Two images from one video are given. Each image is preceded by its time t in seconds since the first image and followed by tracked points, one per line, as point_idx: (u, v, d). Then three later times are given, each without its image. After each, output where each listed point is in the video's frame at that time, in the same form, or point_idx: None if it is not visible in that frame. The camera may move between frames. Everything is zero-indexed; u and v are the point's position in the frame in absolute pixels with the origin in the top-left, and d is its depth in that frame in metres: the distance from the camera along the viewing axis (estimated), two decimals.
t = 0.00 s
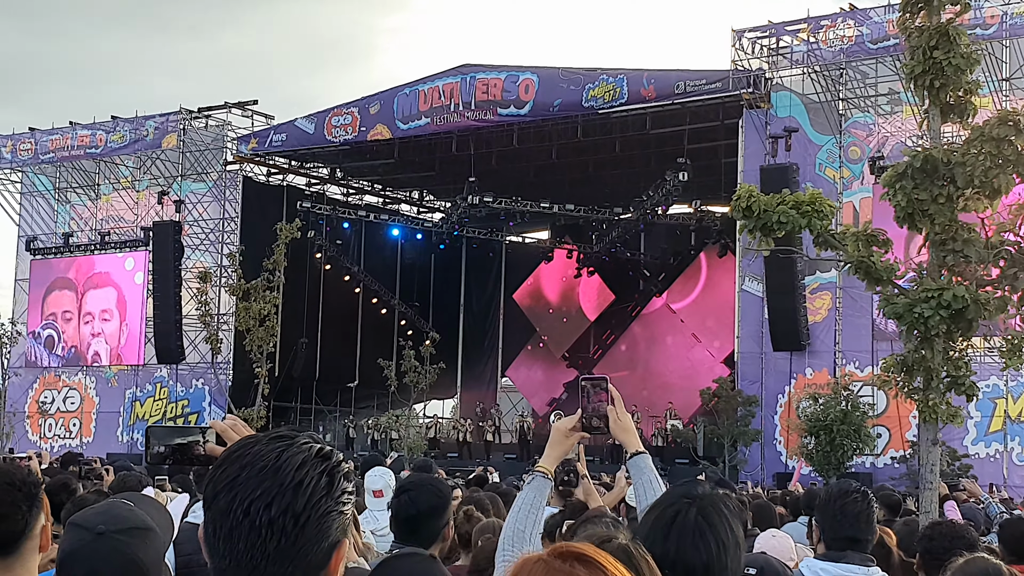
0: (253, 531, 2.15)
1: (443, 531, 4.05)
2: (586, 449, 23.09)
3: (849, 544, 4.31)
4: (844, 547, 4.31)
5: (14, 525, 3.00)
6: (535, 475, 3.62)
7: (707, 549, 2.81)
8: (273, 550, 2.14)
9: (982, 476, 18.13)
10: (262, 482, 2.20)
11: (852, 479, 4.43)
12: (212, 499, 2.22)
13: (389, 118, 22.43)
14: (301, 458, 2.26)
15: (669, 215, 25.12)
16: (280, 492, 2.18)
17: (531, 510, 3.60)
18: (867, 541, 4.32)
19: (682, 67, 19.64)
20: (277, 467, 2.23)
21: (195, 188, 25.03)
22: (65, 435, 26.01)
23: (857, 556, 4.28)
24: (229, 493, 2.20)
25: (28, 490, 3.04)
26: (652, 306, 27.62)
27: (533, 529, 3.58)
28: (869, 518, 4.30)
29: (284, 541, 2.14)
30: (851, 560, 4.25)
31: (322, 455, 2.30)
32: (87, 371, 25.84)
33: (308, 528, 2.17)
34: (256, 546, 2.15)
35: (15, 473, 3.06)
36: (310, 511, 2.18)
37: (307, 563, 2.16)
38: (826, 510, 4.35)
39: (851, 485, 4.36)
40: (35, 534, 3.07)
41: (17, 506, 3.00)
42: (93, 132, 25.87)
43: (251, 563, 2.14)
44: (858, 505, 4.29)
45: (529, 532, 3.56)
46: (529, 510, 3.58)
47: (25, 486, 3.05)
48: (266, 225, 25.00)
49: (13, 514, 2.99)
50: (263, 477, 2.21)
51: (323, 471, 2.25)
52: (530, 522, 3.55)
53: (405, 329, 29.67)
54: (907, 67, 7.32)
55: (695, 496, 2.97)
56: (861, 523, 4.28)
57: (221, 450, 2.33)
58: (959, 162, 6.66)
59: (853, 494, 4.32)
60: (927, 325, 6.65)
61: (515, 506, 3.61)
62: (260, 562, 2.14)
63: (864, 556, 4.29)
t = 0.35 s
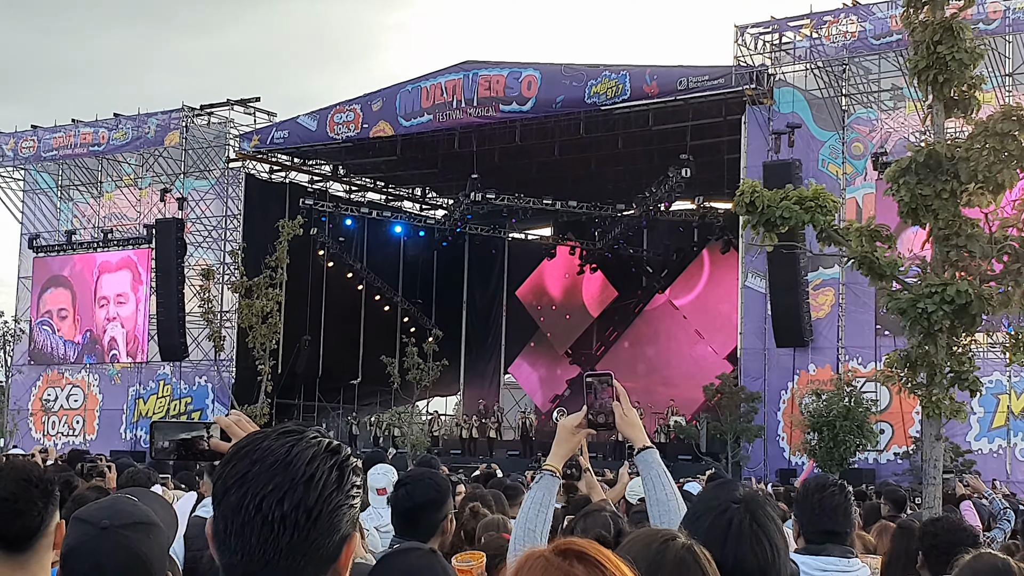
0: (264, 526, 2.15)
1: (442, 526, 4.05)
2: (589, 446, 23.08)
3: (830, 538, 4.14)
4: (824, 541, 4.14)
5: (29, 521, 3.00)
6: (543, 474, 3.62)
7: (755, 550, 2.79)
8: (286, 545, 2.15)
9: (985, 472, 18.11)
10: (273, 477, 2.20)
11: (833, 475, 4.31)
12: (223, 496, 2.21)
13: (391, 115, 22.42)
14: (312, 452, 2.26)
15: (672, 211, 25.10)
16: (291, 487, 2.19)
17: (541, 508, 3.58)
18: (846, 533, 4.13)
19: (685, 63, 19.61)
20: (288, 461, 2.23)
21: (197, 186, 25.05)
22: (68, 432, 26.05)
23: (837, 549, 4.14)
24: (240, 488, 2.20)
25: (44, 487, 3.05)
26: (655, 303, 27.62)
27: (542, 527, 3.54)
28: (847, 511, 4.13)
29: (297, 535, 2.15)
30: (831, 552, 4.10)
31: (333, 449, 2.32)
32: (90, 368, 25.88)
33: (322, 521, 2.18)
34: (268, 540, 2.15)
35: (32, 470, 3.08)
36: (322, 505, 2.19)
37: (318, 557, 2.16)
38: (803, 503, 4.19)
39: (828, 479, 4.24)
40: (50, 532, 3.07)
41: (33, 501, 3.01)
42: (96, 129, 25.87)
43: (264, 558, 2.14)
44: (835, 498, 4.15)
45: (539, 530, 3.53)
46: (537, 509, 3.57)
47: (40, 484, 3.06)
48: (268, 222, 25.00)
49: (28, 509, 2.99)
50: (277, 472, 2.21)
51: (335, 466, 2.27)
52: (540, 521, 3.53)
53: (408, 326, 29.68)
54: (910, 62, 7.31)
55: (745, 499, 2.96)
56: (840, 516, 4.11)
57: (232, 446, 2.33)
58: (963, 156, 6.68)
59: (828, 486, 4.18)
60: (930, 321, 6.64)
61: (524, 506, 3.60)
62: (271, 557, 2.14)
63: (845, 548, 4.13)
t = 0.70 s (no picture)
0: (347, 521, 2.29)
1: (438, 525, 4.05)
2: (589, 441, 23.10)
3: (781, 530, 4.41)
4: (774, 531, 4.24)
5: (35, 515, 3.03)
6: (534, 469, 3.59)
7: (770, 533, 2.85)
8: (353, 539, 2.32)
9: (984, 466, 18.15)
10: (349, 475, 2.34)
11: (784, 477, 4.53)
12: (305, 491, 2.25)
13: (390, 110, 22.40)
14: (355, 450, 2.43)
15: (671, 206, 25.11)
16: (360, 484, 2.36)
17: (534, 504, 3.56)
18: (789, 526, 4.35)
19: (684, 58, 19.61)
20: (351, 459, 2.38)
21: (196, 181, 25.08)
22: (67, 428, 26.07)
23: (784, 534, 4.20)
24: (325, 484, 2.28)
25: (50, 482, 3.08)
26: (655, 298, 27.66)
27: (536, 524, 3.53)
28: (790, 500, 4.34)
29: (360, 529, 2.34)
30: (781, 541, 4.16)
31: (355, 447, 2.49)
32: (89, 364, 25.89)
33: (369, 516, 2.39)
34: (347, 532, 2.30)
35: (39, 464, 3.11)
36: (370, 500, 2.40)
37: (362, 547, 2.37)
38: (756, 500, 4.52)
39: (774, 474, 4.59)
40: (55, 527, 3.10)
41: (40, 497, 3.04)
42: (94, 124, 25.81)
43: (342, 551, 2.28)
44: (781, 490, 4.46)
45: (534, 525, 3.52)
46: (530, 505, 3.54)
47: (47, 478, 3.09)
48: (268, 217, 25.00)
49: (35, 503, 3.02)
50: (349, 470, 2.34)
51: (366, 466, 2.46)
52: (534, 516, 3.52)
53: (408, 322, 29.69)
54: (908, 56, 7.32)
55: (745, 488, 3.02)
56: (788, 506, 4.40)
57: (279, 437, 2.32)
58: (961, 151, 6.66)
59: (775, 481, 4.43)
60: (928, 315, 6.66)
61: (518, 501, 3.57)
62: (346, 548, 2.29)
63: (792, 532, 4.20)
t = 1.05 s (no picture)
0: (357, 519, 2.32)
1: (430, 515, 4.08)
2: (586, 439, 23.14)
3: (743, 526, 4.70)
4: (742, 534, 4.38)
5: (30, 506, 3.03)
6: (518, 464, 3.51)
7: (740, 533, 2.85)
8: (363, 537, 2.35)
9: (980, 466, 18.20)
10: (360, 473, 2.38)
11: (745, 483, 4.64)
12: (315, 487, 2.28)
13: (390, 107, 22.42)
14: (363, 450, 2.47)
15: (671, 204, 25.14)
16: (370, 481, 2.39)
17: (518, 499, 3.47)
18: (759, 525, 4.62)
19: (684, 57, 19.64)
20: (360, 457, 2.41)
21: (195, 176, 25.08)
22: (65, 422, 26.07)
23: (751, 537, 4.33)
24: (335, 481, 2.31)
25: (43, 474, 3.08)
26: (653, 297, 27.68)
27: (520, 520, 3.44)
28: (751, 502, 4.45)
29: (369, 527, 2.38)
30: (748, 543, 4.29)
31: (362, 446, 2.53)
32: (87, 358, 25.90)
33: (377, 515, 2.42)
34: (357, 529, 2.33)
35: (31, 456, 3.11)
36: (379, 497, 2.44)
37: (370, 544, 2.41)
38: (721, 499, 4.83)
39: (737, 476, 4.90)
40: (49, 519, 3.10)
41: (34, 488, 3.04)
42: (93, 118, 25.79)
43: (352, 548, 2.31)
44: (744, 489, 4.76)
45: (518, 522, 3.43)
46: (513, 501, 3.45)
47: (40, 470, 3.10)
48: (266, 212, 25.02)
49: (29, 494, 3.02)
50: (360, 468, 2.38)
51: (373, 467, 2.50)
52: (519, 511, 3.42)
53: (406, 318, 29.73)
54: (908, 56, 7.34)
55: (710, 493, 2.97)
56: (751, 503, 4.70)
57: (287, 436, 2.35)
58: (960, 151, 6.70)
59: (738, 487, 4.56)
60: (926, 315, 6.70)
61: (501, 496, 3.49)
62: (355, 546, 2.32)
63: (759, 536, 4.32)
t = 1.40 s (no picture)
0: (316, 515, 2.24)
1: (435, 509, 4.08)
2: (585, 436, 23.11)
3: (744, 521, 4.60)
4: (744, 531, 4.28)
5: (14, 499, 2.98)
6: (505, 460, 3.53)
7: (737, 532, 2.84)
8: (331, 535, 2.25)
9: (980, 463, 18.20)
10: (324, 467, 2.29)
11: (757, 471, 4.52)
12: (269, 480, 2.27)
13: (390, 103, 22.39)
14: (352, 444, 2.38)
15: (671, 201, 25.12)
16: (340, 477, 2.29)
17: (504, 495, 3.52)
18: (764, 526, 4.58)
19: (684, 53, 19.60)
20: (335, 452, 2.33)
21: (195, 173, 25.07)
22: (64, 418, 26.06)
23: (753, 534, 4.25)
24: (289, 476, 2.27)
25: (28, 468, 3.06)
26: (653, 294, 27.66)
27: (507, 515, 3.50)
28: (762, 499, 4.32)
29: (344, 525, 2.26)
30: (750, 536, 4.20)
31: (367, 443, 2.42)
32: (86, 355, 25.87)
33: (360, 515, 2.29)
34: (316, 528, 2.24)
35: (17, 452, 3.09)
36: (364, 496, 2.31)
37: (357, 545, 2.29)
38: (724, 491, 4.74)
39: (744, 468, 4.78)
40: (35, 513, 3.06)
41: (18, 481, 3.01)
42: (93, 115, 25.76)
43: (310, 544, 2.23)
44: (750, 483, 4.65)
45: (503, 517, 3.49)
46: (499, 496, 3.50)
47: (24, 464, 3.07)
48: (265, 209, 25.00)
49: (15, 488, 2.99)
50: (325, 462, 2.30)
51: (368, 462, 2.38)
52: (503, 507, 3.48)
53: (406, 315, 29.72)
54: (909, 53, 7.34)
55: (711, 488, 2.97)
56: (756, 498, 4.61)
57: (270, 431, 2.38)
58: (960, 148, 6.69)
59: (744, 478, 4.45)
60: (927, 311, 6.67)
61: (488, 491, 3.54)
62: (318, 544, 2.23)
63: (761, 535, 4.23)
